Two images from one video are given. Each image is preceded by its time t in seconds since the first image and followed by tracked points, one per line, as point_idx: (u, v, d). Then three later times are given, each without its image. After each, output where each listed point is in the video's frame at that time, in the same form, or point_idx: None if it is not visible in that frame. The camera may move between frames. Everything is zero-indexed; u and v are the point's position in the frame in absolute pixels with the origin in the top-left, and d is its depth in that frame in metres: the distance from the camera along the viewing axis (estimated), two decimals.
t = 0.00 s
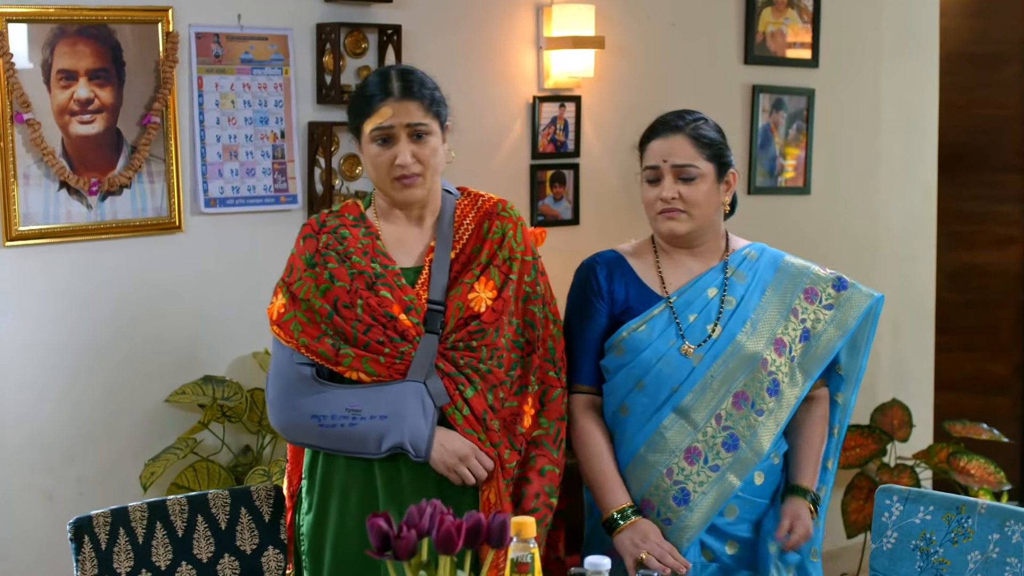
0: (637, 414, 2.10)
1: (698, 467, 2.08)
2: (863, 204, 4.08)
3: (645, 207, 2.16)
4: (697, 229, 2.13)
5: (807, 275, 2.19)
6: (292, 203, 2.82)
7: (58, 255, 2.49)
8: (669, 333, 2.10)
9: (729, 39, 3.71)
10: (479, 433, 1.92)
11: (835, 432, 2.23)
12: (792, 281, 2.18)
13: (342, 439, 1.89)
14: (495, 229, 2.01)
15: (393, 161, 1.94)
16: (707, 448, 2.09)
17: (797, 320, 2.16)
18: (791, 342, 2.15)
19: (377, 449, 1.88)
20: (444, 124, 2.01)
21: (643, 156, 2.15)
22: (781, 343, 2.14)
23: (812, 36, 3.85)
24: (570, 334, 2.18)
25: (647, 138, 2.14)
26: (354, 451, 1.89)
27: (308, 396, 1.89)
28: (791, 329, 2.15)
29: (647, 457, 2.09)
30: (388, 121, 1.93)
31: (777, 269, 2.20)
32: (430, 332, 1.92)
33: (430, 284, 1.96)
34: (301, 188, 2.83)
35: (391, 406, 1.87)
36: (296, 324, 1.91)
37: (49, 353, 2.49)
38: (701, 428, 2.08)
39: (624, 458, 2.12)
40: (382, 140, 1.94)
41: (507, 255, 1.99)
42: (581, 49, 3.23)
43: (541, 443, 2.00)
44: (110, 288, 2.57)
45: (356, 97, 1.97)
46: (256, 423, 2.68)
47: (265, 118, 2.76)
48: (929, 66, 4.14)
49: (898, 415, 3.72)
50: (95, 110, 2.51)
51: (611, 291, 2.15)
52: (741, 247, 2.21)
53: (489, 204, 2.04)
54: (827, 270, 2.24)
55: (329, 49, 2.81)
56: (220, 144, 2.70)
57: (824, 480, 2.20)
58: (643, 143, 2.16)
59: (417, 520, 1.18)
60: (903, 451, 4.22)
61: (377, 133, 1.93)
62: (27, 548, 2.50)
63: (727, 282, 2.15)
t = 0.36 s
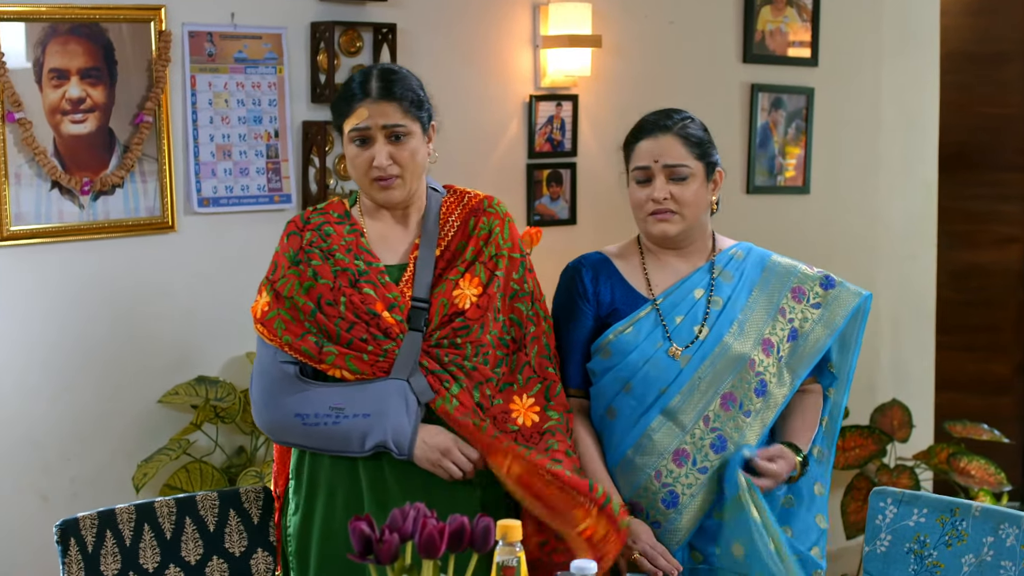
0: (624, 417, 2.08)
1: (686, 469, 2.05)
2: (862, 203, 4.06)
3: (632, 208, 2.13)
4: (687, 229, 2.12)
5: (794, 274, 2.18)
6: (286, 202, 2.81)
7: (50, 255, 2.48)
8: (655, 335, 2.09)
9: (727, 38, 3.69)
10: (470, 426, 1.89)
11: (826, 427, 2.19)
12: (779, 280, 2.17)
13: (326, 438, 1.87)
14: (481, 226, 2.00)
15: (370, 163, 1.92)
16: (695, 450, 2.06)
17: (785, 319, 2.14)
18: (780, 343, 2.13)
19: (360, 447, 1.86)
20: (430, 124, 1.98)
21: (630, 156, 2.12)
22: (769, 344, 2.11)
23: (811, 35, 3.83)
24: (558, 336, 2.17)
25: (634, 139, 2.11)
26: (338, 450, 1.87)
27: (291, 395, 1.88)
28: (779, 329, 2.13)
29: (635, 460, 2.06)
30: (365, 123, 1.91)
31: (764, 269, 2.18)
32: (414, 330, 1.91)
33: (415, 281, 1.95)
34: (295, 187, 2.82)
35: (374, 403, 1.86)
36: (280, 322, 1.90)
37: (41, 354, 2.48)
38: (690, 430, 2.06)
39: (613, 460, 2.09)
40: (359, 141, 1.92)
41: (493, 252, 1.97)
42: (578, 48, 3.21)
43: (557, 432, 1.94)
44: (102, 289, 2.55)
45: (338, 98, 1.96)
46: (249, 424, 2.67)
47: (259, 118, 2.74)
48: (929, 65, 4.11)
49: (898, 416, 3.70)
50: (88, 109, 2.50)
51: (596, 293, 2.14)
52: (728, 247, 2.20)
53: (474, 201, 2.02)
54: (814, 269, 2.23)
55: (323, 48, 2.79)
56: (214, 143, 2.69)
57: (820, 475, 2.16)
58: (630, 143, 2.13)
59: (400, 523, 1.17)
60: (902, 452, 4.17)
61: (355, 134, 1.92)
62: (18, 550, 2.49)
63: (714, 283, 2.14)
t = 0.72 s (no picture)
0: (615, 420, 2.08)
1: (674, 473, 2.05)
2: (865, 203, 4.03)
3: (632, 207, 2.10)
4: (688, 230, 2.10)
5: (786, 276, 2.15)
6: (284, 202, 2.80)
7: (46, 255, 2.47)
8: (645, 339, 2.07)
9: (728, 37, 3.67)
10: (472, 428, 1.85)
11: (830, 429, 2.16)
12: (771, 283, 2.15)
13: (313, 439, 1.85)
14: (477, 228, 1.97)
15: (371, 164, 1.91)
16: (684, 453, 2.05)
17: (776, 322, 2.12)
18: (771, 346, 2.11)
19: (346, 449, 1.84)
20: (432, 126, 1.96)
21: (632, 155, 2.09)
22: (760, 347, 2.10)
23: (814, 33, 3.81)
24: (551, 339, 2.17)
25: (634, 139, 2.09)
26: (325, 451, 1.85)
27: (281, 393, 1.86)
28: (770, 331, 2.11)
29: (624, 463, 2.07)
30: (368, 123, 1.90)
31: (756, 272, 2.16)
32: (404, 333, 1.88)
33: (409, 282, 1.92)
34: (293, 187, 2.81)
35: (362, 406, 1.83)
36: (273, 319, 1.89)
37: (37, 354, 2.47)
38: (680, 434, 2.06)
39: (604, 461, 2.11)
40: (360, 141, 1.90)
41: (488, 252, 1.94)
42: (577, 46, 3.19)
43: (569, 432, 1.89)
44: (98, 289, 2.54)
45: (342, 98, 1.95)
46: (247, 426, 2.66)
47: (257, 117, 2.73)
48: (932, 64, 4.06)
49: (901, 416, 3.68)
50: (83, 109, 2.49)
51: (587, 298, 2.13)
52: (718, 250, 2.18)
53: (474, 202, 2.00)
54: (807, 270, 2.20)
55: (321, 47, 2.78)
56: (211, 143, 2.67)
57: (827, 482, 2.15)
58: (628, 143, 2.10)
59: (387, 527, 1.15)
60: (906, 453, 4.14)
61: (357, 134, 1.90)
62: (14, 551, 2.48)
63: (704, 287, 2.12)
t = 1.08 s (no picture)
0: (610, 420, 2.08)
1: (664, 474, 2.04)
2: (869, 202, 4.01)
3: (633, 206, 2.08)
4: (690, 230, 2.09)
5: (782, 274, 2.13)
6: (283, 201, 2.78)
7: (43, 255, 2.46)
8: (636, 341, 2.07)
9: (731, 36, 3.65)
10: (461, 451, 1.80)
11: (829, 430, 2.15)
12: (766, 279, 2.13)
13: (309, 440, 1.83)
14: (487, 233, 1.91)
15: (392, 165, 1.85)
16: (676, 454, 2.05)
17: (770, 320, 2.10)
18: (766, 345, 2.09)
19: (341, 454, 1.81)
20: (455, 129, 1.91)
21: (635, 153, 2.07)
22: (754, 346, 2.07)
23: (818, 31, 3.79)
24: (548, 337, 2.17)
25: (638, 137, 2.07)
26: (321, 453, 1.83)
27: (283, 392, 1.84)
28: (764, 330, 2.09)
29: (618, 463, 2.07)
30: (394, 124, 1.84)
31: (751, 269, 2.14)
32: (407, 341, 1.84)
33: (415, 289, 1.87)
34: (292, 186, 2.79)
35: (360, 413, 1.80)
36: (278, 317, 1.87)
37: (34, 354, 2.46)
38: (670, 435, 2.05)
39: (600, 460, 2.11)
40: (383, 141, 1.85)
41: (494, 257, 1.88)
42: (579, 45, 3.18)
43: (564, 448, 1.81)
44: (96, 289, 2.53)
45: (367, 94, 1.88)
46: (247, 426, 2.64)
47: (256, 116, 2.72)
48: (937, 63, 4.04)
49: (905, 416, 3.66)
50: (81, 108, 2.48)
51: (582, 296, 2.12)
52: (716, 247, 2.16)
53: (487, 205, 1.94)
54: (805, 265, 2.18)
55: (321, 46, 2.77)
56: (210, 141, 2.66)
57: (825, 484, 2.13)
58: (629, 142, 2.08)
59: (377, 529, 1.14)
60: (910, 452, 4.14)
61: (382, 134, 1.84)
62: (11, 551, 2.47)
63: (698, 286, 2.11)
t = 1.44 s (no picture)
0: (604, 420, 2.07)
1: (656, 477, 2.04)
2: (870, 202, 4.00)
3: (629, 205, 2.07)
4: (685, 232, 2.07)
5: (778, 273, 2.12)
6: (279, 201, 2.77)
7: (38, 255, 2.45)
8: (630, 340, 2.06)
9: (731, 35, 3.63)
10: (447, 484, 1.77)
11: (826, 430, 2.14)
12: (762, 278, 2.11)
13: (308, 451, 1.80)
14: (493, 251, 1.84)
15: (417, 180, 1.77)
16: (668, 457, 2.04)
17: (766, 320, 2.08)
18: (760, 345, 2.07)
19: (338, 470, 1.78)
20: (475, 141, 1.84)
21: (633, 152, 2.05)
22: (749, 347, 2.06)
23: (818, 31, 3.77)
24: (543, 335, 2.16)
25: (637, 137, 2.05)
26: (319, 465, 1.80)
27: (284, 402, 1.80)
28: (758, 330, 2.08)
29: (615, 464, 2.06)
30: (420, 138, 1.75)
31: (748, 268, 2.13)
32: (411, 365, 1.79)
33: (421, 311, 1.82)
34: (288, 186, 2.79)
35: (360, 433, 1.77)
36: (283, 327, 1.81)
37: (29, 355, 2.45)
38: (664, 437, 2.04)
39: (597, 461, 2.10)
40: (406, 155, 1.77)
41: (498, 278, 1.82)
42: (577, 44, 3.18)
43: (555, 477, 1.78)
44: (90, 290, 2.52)
45: (389, 106, 1.80)
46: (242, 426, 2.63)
47: (252, 116, 2.71)
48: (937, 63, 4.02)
49: (905, 417, 3.65)
50: (76, 108, 2.47)
51: (576, 294, 2.11)
52: (714, 245, 2.15)
53: (497, 221, 1.86)
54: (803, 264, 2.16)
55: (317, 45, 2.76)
56: (205, 141, 2.66)
57: (822, 485, 2.13)
58: (627, 141, 2.07)
59: (364, 533, 1.13)
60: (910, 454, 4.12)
61: (408, 149, 1.76)
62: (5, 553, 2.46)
63: (693, 285, 2.09)
